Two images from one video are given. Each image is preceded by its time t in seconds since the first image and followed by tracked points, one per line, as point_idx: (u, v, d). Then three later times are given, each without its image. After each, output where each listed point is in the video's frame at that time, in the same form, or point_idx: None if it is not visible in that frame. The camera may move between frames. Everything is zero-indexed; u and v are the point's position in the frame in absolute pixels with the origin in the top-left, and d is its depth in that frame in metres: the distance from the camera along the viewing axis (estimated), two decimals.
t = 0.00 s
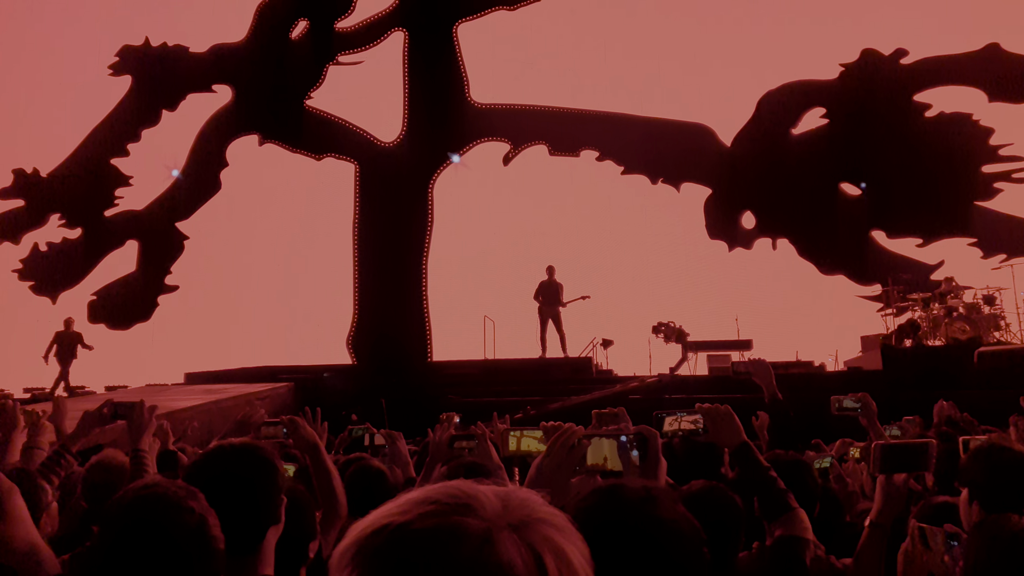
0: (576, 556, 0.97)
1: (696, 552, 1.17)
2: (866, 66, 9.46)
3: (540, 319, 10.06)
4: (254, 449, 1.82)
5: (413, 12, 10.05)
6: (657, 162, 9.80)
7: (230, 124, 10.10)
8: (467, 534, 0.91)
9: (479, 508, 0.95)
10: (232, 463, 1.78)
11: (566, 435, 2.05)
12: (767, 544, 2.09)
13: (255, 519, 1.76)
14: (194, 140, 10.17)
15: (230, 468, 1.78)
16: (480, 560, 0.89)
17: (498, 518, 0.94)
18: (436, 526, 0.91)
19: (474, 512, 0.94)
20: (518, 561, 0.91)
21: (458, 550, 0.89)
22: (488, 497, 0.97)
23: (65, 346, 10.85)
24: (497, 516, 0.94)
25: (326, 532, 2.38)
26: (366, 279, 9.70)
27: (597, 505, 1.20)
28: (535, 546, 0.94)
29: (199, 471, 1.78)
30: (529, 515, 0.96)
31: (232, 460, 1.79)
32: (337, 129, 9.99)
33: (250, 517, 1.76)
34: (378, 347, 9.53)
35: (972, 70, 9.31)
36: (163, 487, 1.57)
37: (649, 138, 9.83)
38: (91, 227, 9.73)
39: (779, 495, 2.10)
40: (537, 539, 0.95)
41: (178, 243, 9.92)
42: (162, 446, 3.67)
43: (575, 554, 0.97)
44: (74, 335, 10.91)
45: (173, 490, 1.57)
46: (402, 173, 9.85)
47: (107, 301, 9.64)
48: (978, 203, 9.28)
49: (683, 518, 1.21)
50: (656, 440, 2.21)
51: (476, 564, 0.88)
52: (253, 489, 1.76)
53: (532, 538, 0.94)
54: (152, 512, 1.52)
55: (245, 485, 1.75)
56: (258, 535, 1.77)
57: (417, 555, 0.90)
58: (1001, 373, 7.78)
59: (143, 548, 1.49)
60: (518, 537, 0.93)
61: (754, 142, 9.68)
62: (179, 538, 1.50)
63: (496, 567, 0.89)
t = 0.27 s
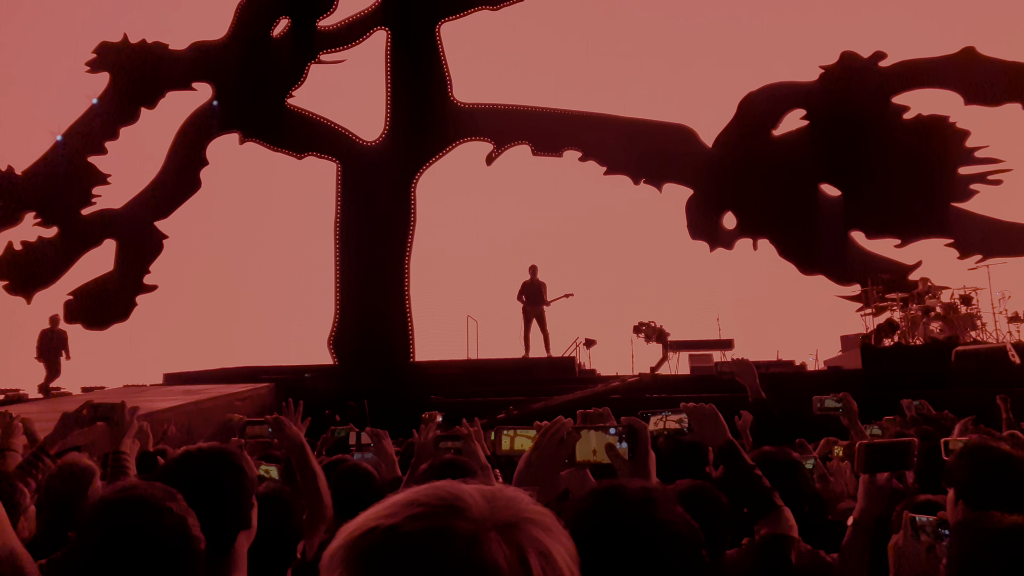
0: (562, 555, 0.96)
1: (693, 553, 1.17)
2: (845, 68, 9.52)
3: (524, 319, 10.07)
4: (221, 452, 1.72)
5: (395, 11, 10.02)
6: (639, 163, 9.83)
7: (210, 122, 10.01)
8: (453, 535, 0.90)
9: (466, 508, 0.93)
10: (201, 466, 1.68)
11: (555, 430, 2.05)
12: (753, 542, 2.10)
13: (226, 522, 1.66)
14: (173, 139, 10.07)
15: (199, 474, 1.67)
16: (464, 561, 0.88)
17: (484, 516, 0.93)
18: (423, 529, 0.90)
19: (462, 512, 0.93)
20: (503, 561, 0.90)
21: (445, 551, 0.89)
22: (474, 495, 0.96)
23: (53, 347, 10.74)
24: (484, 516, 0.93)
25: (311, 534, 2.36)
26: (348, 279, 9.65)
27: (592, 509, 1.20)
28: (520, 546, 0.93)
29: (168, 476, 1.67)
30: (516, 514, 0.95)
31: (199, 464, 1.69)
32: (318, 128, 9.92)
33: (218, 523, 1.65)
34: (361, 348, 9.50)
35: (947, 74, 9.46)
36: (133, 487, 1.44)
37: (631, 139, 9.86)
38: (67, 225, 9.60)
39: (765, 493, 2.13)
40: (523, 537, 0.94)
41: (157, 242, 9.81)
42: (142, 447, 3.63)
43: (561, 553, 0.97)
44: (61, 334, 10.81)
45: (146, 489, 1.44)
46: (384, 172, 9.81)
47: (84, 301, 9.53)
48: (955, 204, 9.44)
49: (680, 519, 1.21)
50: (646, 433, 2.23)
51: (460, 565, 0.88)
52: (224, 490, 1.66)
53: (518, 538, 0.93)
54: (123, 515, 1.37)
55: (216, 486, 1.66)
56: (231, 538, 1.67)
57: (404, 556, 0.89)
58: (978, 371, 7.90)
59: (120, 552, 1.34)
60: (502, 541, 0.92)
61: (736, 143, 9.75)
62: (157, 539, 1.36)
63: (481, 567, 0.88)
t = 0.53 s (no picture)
0: (529, 546, 0.92)
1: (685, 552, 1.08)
2: (820, 72, 9.68)
3: (501, 318, 10.06)
4: (195, 447, 1.69)
5: (371, 8, 9.96)
6: (615, 164, 9.87)
7: (182, 117, 9.86)
8: (419, 526, 0.85)
9: (433, 496, 0.89)
10: (174, 463, 1.65)
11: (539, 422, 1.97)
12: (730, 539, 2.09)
13: (199, 521, 1.63)
14: (144, 134, 9.91)
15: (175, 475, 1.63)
16: (426, 552, 0.84)
17: (451, 506, 0.89)
18: (387, 519, 0.86)
19: (427, 502, 0.88)
20: (469, 553, 0.86)
21: (409, 543, 0.84)
22: (440, 483, 0.92)
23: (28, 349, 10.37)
24: (450, 506, 0.89)
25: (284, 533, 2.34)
26: (321, 278, 9.58)
27: (581, 504, 1.09)
28: (486, 537, 0.89)
29: (141, 474, 1.62)
30: (483, 504, 0.91)
31: (172, 462, 1.65)
32: (293, 124, 9.83)
33: (190, 522, 1.63)
34: (335, 347, 9.43)
35: (917, 79, 9.62)
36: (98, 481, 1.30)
37: (607, 139, 9.90)
38: (33, 221, 9.41)
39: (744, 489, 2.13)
40: (491, 528, 0.90)
41: (127, 238, 9.65)
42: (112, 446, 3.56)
43: (529, 545, 0.93)
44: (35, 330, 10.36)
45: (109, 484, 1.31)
46: (360, 169, 9.75)
47: (50, 299, 9.38)
48: (925, 208, 9.62)
49: (669, 514, 1.12)
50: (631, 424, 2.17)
51: (423, 558, 0.84)
52: (198, 488, 1.63)
53: (487, 530, 0.89)
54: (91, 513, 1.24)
55: (189, 485, 1.62)
56: (202, 538, 1.64)
57: (367, 548, 0.85)
58: (947, 371, 8.05)
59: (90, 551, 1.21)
60: (470, 535, 0.88)
61: (711, 145, 9.84)
62: (127, 536, 1.24)
63: (445, 560, 0.84)
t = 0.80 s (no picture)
0: (495, 539, 0.95)
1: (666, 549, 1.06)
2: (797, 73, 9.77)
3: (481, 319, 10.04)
4: (181, 441, 1.64)
5: (349, 7, 9.90)
6: (594, 165, 9.91)
7: (156, 116, 9.74)
8: (388, 516, 0.88)
9: (402, 488, 0.93)
10: (159, 462, 1.60)
11: (518, 420, 1.91)
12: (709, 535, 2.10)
13: (191, 517, 1.59)
14: (117, 132, 9.77)
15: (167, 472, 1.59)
16: (392, 541, 0.86)
17: (419, 497, 0.92)
18: (357, 509, 0.88)
19: (397, 493, 0.91)
20: (434, 542, 0.88)
21: (376, 532, 0.87)
22: (411, 477, 0.95)
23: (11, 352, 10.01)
24: (419, 497, 0.92)
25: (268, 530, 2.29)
26: (298, 278, 9.51)
27: (563, 502, 1.06)
28: (452, 526, 0.91)
29: (131, 475, 1.59)
30: (451, 496, 0.94)
31: (157, 460, 1.61)
32: (269, 124, 9.75)
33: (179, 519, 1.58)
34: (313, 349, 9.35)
35: (890, 82, 9.76)
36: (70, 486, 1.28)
37: (586, 139, 9.92)
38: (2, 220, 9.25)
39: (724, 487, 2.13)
40: (457, 519, 0.92)
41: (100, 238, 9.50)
42: (85, 448, 3.50)
43: (495, 537, 0.96)
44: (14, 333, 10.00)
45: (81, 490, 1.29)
46: (337, 169, 9.70)
47: (20, 300, 9.24)
48: (898, 208, 9.76)
49: (652, 509, 1.10)
50: (614, 421, 2.12)
51: (389, 547, 0.86)
52: (188, 484, 1.58)
53: (453, 521, 0.92)
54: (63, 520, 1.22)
55: (177, 484, 1.58)
56: (196, 534, 1.60)
57: (335, 536, 0.87)
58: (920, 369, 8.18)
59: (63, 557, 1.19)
60: (436, 527, 0.90)
61: (688, 146, 9.92)
62: (103, 539, 1.22)
63: (410, 549, 0.87)
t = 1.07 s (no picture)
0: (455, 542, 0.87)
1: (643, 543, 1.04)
2: (777, 76, 9.86)
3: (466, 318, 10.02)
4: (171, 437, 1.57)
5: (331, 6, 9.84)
6: (577, 165, 9.92)
7: (135, 114, 9.61)
8: (339, 516, 0.81)
9: (358, 483, 0.86)
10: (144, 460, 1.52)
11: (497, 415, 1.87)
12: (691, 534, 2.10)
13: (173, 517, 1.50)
14: (96, 130, 9.64)
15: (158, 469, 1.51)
16: (340, 542, 0.80)
17: (374, 494, 0.85)
18: (308, 507, 0.82)
19: (351, 490, 0.84)
20: (386, 545, 0.81)
21: (327, 533, 0.80)
22: (370, 473, 0.88)
23: None
24: (374, 494, 0.85)
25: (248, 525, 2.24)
26: (279, 277, 9.44)
27: (537, 500, 1.05)
28: (407, 526, 0.84)
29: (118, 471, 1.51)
30: (412, 494, 0.86)
31: (145, 454, 1.52)
32: (250, 122, 9.67)
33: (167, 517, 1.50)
34: (294, 349, 9.29)
35: (869, 85, 9.86)
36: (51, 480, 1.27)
37: (569, 140, 9.94)
38: None
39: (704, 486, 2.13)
40: (415, 519, 0.85)
41: (78, 237, 9.42)
42: (60, 449, 3.44)
43: (456, 541, 0.88)
44: None
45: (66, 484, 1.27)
46: (319, 168, 9.63)
47: None
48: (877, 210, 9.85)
49: (630, 504, 1.08)
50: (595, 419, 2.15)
51: (342, 550, 0.80)
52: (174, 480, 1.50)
53: (409, 521, 0.84)
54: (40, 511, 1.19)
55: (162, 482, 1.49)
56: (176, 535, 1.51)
57: (285, 535, 0.81)
58: (899, 369, 8.25)
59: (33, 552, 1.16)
60: (389, 526, 0.83)
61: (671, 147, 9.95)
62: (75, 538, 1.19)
63: (361, 552, 0.80)
